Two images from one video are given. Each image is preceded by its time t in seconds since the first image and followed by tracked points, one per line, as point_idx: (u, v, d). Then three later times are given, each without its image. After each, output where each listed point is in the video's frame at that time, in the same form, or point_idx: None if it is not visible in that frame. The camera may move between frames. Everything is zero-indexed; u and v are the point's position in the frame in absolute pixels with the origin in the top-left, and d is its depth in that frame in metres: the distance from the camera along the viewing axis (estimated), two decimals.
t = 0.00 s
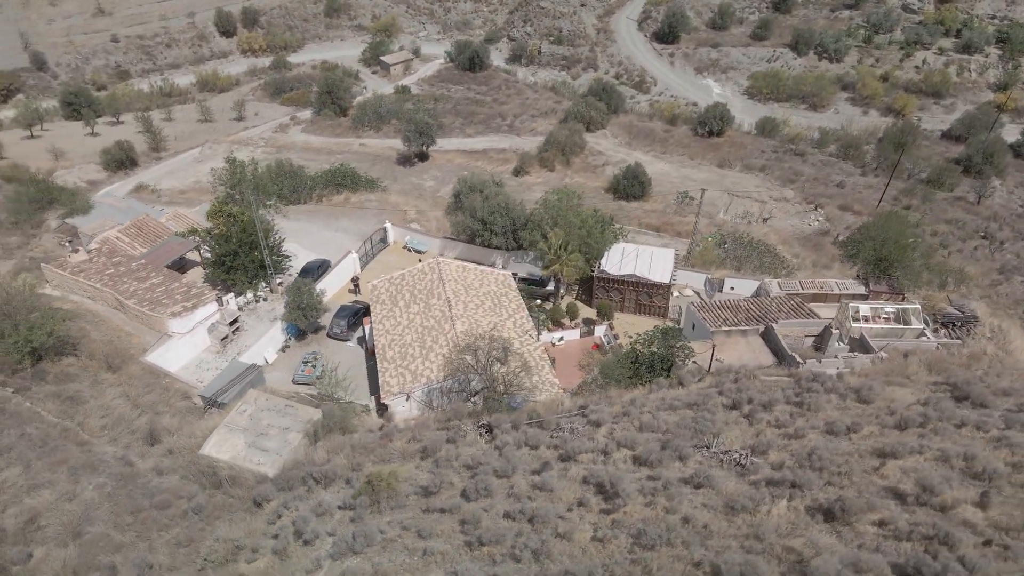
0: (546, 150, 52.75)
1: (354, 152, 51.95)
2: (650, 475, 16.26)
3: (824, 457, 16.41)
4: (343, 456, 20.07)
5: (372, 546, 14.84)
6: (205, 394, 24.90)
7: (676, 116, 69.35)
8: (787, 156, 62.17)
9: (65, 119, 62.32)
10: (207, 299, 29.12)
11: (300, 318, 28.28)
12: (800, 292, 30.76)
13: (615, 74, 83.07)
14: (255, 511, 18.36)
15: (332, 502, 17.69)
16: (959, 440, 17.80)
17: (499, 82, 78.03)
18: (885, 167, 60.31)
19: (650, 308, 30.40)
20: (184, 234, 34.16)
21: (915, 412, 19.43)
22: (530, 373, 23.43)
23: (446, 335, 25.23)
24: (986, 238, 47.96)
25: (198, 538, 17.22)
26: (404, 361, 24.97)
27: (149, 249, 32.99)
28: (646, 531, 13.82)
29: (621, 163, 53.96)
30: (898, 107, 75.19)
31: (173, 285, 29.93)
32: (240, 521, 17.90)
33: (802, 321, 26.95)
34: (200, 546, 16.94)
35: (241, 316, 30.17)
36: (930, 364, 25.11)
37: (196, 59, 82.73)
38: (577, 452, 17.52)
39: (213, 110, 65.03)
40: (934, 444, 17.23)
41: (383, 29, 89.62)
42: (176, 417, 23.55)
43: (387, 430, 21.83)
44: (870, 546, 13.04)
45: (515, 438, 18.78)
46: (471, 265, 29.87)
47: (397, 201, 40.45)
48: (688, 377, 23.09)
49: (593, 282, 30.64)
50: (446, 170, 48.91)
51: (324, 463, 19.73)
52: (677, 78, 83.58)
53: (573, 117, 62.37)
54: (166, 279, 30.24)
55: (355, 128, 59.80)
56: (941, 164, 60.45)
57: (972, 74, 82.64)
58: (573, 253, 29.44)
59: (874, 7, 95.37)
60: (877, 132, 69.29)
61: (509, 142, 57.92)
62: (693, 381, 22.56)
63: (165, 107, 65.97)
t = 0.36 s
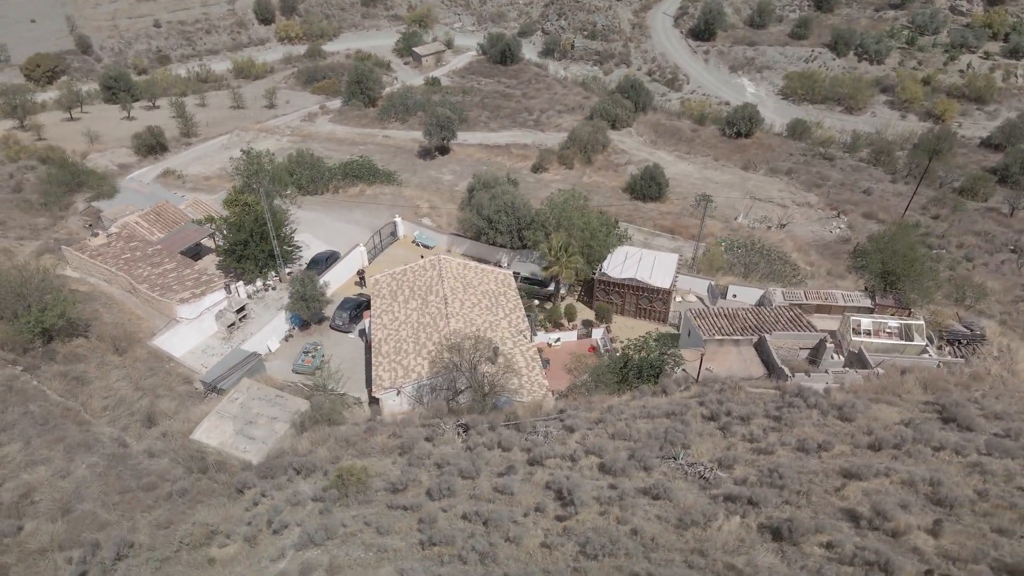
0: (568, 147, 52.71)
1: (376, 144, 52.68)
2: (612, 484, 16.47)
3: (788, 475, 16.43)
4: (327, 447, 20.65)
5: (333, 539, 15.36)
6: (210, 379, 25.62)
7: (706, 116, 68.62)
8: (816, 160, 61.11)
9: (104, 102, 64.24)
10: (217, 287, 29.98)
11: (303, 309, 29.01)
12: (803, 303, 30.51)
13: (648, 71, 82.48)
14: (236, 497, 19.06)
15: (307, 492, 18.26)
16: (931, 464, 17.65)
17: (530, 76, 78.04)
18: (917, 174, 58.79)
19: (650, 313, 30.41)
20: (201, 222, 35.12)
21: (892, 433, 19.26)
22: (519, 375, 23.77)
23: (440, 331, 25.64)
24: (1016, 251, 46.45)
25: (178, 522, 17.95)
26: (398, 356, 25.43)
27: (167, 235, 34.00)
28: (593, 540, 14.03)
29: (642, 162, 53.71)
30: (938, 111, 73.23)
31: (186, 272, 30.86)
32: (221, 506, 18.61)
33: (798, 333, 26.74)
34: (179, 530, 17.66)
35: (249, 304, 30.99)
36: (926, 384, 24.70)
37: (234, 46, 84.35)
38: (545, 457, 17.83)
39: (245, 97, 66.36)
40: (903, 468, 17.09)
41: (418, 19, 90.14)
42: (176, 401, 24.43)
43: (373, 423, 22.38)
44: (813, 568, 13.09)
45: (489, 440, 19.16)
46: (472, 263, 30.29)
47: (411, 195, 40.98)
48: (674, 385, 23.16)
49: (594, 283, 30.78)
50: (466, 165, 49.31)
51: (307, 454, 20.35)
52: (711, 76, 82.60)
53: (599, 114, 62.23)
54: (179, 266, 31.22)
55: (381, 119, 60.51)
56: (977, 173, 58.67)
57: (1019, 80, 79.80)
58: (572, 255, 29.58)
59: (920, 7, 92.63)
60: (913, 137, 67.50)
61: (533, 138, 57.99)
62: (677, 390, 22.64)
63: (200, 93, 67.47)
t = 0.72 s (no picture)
0: (586, 145, 52.67)
1: (397, 137, 53.27)
2: (578, 488, 16.71)
3: (754, 488, 16.48)
4: (313, 438, 21.20)
5: (302, 529, 15.85)
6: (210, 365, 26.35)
7: (732, 117, 67.90)
8: (842, 165, 60.10)
9: (138, 88, 65.85)
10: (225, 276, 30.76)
11: (307, 300, 29.63)
12: (805, 313, 30.25)
13: (677, 70, 81.83)
14: (221, 482, 19.68)
15: (287, 481, 18.82)
16: (904, 483, 17.53)
17: (557, 72, 77.95)
18: (946, 182, 57.34)
19: (649, 317, 30.39)
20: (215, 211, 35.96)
21: (871, 450, 19.14)
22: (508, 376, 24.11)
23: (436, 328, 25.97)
24: None
25: (163, 504, 18.64)
26: (394, 350, 25.80)
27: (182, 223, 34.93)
28: (548, 544, 14.29)
29: (661, 162, 53.46)
30: (974, 119, 70.80)
31: (197, 260, 31.71)
32: (205, 490, 19.25)
33: (794, 343, 26.57)
34: (163, 511, 18.35)
35: (256, 293, 31.74)
36: (920, 399, 24.34)
37: (267, 35, 85.67)
38: (517, 459, 18.12)
39: (274, 87, 67.48)
40: (874, 486, 17.03)
41: (450, 12, 90.47)
42: (177, 385, 25.23)
43: (361, 416, 22.89)
44: None
45: (467, 438, 19.52)
46: (474, 261, 30.66)
47: (424, 189, 41.44)
48: (659, 391, 23.25)
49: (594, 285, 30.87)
50: (483, 161, 49.61)
51: (293, 444, 20.92)
52: (742, 75, 81.61)
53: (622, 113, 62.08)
54: (191, 254, 32.10)
55: (405, 112, 61.07)
56: (1008, 182, 57.04)
57: None
58: (572, 256, 29.73)
59: (963, 10, 90.12)
60: (945, 142, 65.87)
61: (553, 135, 58.02)
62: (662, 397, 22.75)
63: (230, 82, 68.75)
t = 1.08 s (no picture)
0: (608, 146, 52.48)
1: (420, 132, 53.78)
2: (542, 490, 16.83)
3: (717, 498, 16.42)
4: (297, 427, 21.66)
5: (268, 515, 16.28)
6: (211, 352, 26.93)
7: (762, 120, 66.92)
8: (872, 173, 58.80)
9: (174, 76, 67.47)
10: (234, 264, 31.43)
11: (311, 291, 30.19)
12: (808, 324, 29.86)
13: (710, 71, 80.92)
14: (204, 465, 20.24)
15: (266, 467, 19.30)
16: (875, 501, 17.27)
17: (588, 70, 77.68)
18: (980, 193, 55.58)
19: (649, 321, 30.26)
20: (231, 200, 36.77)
21: (848, 466, 18.87)
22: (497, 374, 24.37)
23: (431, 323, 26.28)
24: None
25: (145, 483, 19.25)
26: (389, 343, 26.18)
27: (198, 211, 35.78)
28: (499, 543, 14.45)
29: (682, 165, 53.02)
30: (1016, 130, 68.45)
31: (209, 248, 32.45)
32: (188, 472, 19.83)
33: (789, 354, 26.28)
34: (145, 490, 18.97)
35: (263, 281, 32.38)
36: (915, 415, 23.82)
37: (304, 27, 86.98)
38: (488, 457, 18.31)
39: (306, 78, 68.54)
40: (842, 503, 16.82)
41: (485, 8, 90.73)
42: (177, 368, 25.98)
43: (348, 407, 23.32)
44: None
45: (443, 435, 19.79)
46: (476, 258, 30.91)
47: (438, 185, 41.78)
48: (645, 397, 23.21)
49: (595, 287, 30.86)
50: (502, 159, 49.81)
51: (277, 431, 21.40)
52: (776, 78, 80.32)
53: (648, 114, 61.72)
54: (203, 241, 32.89)
55: (431, 107, 61.53)
56: None
57: None
58: (572, 257, 29.77)
59: (1014, 16, 87.14)
60: (983, 153, 63.86)
61: (577, 134, 57.91)
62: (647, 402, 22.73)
63: (264, 72, 70.02)
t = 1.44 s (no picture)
0: (629, 149, 52.18)
1: (442, 129, 54.14)
2: (505, 489, 16.87)
3: (678, 507, 16.27)
4: (282, 415, 22.04)
5: (235, 500, 16.62)
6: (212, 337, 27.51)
7: (792, 128, 65.82)
8: (902, 185, 57.35)
9: (210, 68, 68.93)
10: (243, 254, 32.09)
11: (314, 282, 30.63)
12: (811, 337, 29.36)
13: (744, 76, 79.84)
14: (187, 448, 20.72)
15: (244, 453, 19.69)
16: (845, 519, 16.93)
17: (619, 72, 77.25)
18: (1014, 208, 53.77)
19: (649, 326, 30.01)
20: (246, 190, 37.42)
21: (824, 481, 18.51)
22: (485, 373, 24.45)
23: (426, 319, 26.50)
24: None
25: (129, 462, 19.77)
26: (384, 337, 26.44)
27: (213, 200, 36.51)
28: (451, 539, 14.54)
29: (704, 170, 52.47)
30: None
31: (219, 237, 33.12)
32: (170, 454, 20.33)
33: (785, 366, 25.86)
34: (128, 469, 19.49)
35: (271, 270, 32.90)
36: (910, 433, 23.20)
37: (341, 22, 88.09)
38: (457, 455, 18.41)
39: (337, 73, 69.45)
40: (810, 519, 16.53)
41: (519, 8, 90.85)
42: (177, 353, 26.64)
43: (335, 398, 23.65)
44: None
45: (419, 430, 19.94)
46: (478, 256, 31.02)
47: (453, 182, 41.99)
48: (629, 402, 23.10)
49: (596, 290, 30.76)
50: (521, 159, 49.85)
51: (262, 418, 21.80)
52: (812, 85, 78.88)
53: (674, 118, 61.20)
54: (214, 229, 33.59)
55: (457, 105, 61.86)
56: None
57: None
58: (572, 259, 29.83)
59: None
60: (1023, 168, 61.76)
61: (600, 136, 57.65)
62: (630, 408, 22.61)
63: (297, 66, 71.15)
